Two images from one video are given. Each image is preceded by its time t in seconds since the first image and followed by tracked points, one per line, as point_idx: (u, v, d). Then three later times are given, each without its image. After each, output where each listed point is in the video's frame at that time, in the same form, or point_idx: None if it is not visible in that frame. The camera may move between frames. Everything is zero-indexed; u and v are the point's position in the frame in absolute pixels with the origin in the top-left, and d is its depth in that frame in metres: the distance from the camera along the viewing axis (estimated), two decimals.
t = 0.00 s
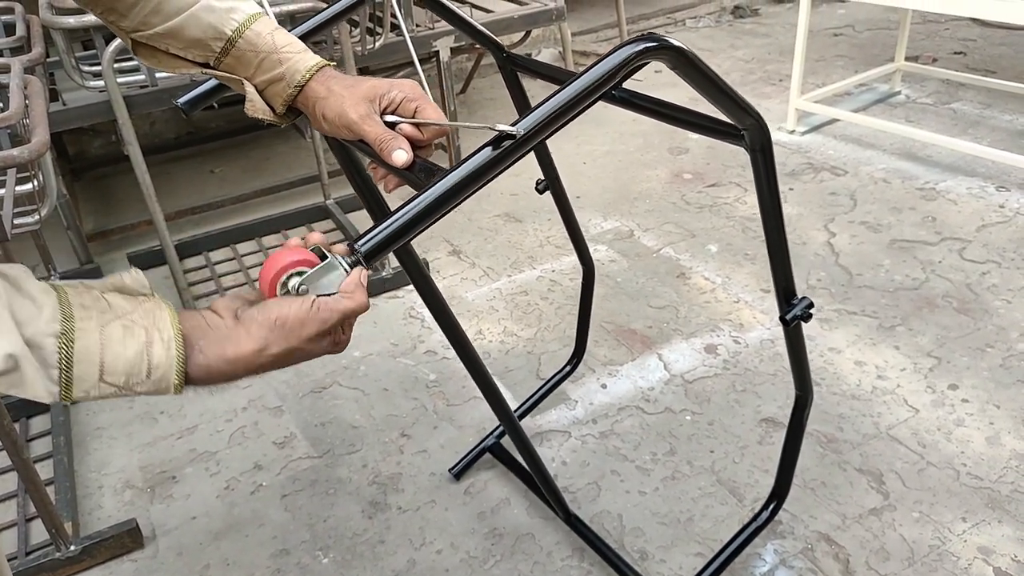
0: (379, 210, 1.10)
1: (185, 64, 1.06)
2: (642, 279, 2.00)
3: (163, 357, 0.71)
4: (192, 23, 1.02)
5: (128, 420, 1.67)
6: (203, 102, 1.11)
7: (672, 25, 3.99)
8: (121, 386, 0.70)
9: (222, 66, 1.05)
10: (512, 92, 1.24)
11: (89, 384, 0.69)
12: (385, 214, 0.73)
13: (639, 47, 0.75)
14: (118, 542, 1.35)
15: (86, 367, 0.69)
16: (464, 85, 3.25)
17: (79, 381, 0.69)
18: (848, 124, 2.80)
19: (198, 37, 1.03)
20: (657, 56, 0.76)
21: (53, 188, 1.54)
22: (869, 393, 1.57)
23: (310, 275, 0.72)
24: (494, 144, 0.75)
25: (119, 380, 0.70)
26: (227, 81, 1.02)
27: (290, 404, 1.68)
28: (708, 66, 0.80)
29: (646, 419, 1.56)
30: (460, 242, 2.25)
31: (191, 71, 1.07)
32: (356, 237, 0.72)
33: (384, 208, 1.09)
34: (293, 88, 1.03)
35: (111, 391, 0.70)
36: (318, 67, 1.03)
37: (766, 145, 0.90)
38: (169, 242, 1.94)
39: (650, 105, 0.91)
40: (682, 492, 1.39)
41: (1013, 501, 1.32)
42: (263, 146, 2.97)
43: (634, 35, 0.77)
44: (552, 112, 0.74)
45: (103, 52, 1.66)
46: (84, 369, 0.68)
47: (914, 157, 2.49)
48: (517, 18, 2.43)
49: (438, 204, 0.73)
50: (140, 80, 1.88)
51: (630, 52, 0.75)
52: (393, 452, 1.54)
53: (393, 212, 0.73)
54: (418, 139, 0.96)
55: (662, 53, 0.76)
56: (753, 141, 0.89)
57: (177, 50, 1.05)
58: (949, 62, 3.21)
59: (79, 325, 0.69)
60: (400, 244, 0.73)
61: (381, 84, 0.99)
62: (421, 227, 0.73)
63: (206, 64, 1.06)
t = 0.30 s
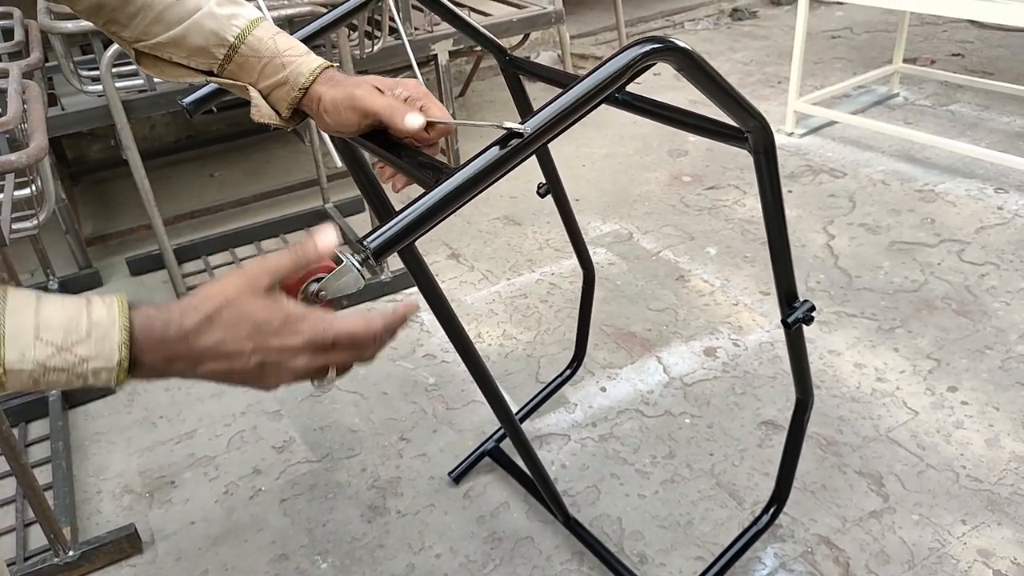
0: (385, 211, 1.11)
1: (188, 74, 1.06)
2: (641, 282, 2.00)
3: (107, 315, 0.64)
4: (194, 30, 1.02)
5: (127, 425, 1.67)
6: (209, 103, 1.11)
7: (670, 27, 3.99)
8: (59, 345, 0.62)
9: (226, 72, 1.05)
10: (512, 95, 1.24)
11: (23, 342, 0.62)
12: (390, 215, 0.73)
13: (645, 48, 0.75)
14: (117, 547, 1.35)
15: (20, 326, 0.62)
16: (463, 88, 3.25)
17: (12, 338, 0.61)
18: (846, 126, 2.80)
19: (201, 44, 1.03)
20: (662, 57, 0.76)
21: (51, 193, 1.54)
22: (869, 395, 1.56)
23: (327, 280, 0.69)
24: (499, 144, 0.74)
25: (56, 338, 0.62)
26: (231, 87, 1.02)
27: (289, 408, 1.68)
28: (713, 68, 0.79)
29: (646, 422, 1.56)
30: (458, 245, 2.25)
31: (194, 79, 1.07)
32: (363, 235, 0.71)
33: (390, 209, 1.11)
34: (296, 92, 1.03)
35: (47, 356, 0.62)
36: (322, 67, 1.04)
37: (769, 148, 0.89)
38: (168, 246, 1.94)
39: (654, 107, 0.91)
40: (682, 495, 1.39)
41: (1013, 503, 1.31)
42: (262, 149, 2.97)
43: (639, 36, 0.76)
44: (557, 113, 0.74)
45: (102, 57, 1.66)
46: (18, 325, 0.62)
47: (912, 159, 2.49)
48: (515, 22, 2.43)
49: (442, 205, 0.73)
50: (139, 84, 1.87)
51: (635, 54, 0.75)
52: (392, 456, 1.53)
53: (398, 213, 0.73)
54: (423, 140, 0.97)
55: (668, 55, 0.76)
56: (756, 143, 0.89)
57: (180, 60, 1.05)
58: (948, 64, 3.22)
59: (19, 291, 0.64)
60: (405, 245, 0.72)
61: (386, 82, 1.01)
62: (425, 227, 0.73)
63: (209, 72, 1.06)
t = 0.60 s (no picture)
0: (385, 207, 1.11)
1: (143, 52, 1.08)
2: (642, 279, 2.00)
3: (116, 272, 0.71)
4: (142, 8, 1.04)
5: (128, 420, 1.67)
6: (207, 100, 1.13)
7: (671, 24, 3.99)
8: (76, 302, 0.69)
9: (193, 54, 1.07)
10: (513, 91, 1.24)
11: (42, 301, 0.68)
12: (390, 209, 0.73)
13: (645, 43, 0.74)
14: (118, 542, 1.35)
15: (38, 286, 0.69)
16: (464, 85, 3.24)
17: (31, 298, 0.68)
18: (848, 123, 2.80)
19: (150, 22, 1.04)
20: (663, 53, 0.75)
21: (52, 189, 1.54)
22: (869, 393, 1.57)
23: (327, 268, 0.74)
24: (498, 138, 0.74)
25: (73, 296, 0.69)
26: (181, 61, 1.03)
27: (290, 404, 1.68)
28: (714, 64, 0.78)
29: (646, 419, 1.56)
30: (459, 242, 2.25)
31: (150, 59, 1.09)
32: (361, 230, 0.73)
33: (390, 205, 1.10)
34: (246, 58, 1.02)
35: (65, 313, 0.69)
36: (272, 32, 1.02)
37: (769, 144, 0.89)
38: (169, 242, 1.94)
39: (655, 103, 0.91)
40: (683, 492, 1.39)
41: (1013, 500, 1.32)
42: (262, 146, 2.97)
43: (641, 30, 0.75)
44: (558, 107, 0.73)
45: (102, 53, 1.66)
46: (35, 286, 0.68)
47: (914, 156, 2.49)
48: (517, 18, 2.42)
49: (441, 200, 0.72)
50: (139, 80, 1.90)
51: (634, 50, 0.74)
52: (393, 452, 1.54)
53: (397, 207, 0.73)
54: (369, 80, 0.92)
55: (668, 51, 0.75)
56: (757, 140, 0.88)
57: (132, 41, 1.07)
58: (949, 62, 3.21)
59: (30, 257, 0.70)
60: (404, 240, 0.73)
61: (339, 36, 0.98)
62: (424, 222, 0.73)
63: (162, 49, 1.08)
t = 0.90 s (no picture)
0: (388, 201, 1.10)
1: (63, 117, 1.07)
2: (645, 276, 2.00)
3: (117, 277, 0.72)
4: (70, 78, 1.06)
5: (131, 417, 1.67)
6: (219, 88, 1.11)
7: (674, 21, 3.98)
8: (78, 307, 0.69)
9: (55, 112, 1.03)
10: (516, 86, 1.23)
11: (43, 307, 0.68)
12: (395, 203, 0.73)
13: (651, 37, 0.73)
14: (121, 539, 1.35)
15: (39, 292, 0.69)
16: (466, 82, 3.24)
17: (32, 305, 0.68)
18: (851, 120, 2.79)
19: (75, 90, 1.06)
20: (668, 47, 0.74)
21: (55, 184, 1.54)
22: (873, 390, 1.56)
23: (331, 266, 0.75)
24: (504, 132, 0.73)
25: (75, 301, 0.69)
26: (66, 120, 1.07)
27: (292, 400, 1.68)
28: (720, 59, 0.78)
29: (649, 416, 1.56)
30: (461, 239, 2.25)
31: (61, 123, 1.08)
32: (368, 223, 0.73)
33: (393, 199, 1.10)
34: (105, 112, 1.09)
35: (66, 319, 0.69)
36: (112, 76, 1.12)
37: (775, 140, 0.88)
38: (172, 239, 1.94)
39: (661, 98, 0.91)
40: (686, 489, 1.39)
41: (1016, 497, 1.31)
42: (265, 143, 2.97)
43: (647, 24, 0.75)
44: (564, 101, 0.73)
45: (105, 49, 1.65)
46: (37, 292, 0.68)
47: (917, 153, 2.48)
48: (519, 15, 2.42)
49: (447, 194, 0.72)
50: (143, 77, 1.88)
51: (640, 44, 0.73)
52: (395, 449, 1.54)
53: (402, 201, 0.73)
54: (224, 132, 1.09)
55: (674, 45, 0.74)
56: (763, 136, 0.88)
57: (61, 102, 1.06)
58: (953, 58, 3.20)
59: (29, 262, 0.70)
60: (408, 234, 0.73)
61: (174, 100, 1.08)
62: (429, 216, 0.73)
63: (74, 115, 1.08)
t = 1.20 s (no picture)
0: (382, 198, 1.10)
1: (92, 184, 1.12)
2: (643, 273, 2.00)
3: (102, 276, 0.74)
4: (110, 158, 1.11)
5: (129, 414, 1.67)
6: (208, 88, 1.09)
7: (672, 18, 3.98)
8: (62, 307, 0.72)
9: (94, 193, 1.10)
10: (512, 82, 1.23)
11: (28, 307, 0.71)
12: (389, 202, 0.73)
13: (646, 34, 0.73)
14: (119, 535, 1.35)
15: (24, 291, 0.72)
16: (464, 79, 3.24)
17: (17, 304, 0.71)
18: (849, 117, 2.79)
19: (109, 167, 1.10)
20: (663, 44, 0.74)
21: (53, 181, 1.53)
22: (870, 387, 1.56)
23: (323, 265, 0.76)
24: (500, 130, 0.73)
25: (59, 300, 0.72)
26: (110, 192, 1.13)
27: (290, 397, 1.68)
28: (716, 56, 0.78)
29: (647, 413, 1.56)
30: (460, 236, 2.25)
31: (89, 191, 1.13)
32: (360, 223, 0.72)
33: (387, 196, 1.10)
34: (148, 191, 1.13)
35: (52, 318, 0.72)
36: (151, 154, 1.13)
37: (771, 137, 0.88)
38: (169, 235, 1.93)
39: (657, 95, 0.91)
40: (683, 486, 1.39)
41: (1013, 494, 1.32)
42: (262, 140, 2.96)
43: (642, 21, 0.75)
44: (559, 99, 0.72)
45: (102, 45, 1.65)
46: (22, 292, 0.71)
47: (916, 151, 2.48)
48: (518, 12, 2.41)
49: (442, 191, 0.72)
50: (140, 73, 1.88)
51: (635, 40, 0.73)
52: (393, 445, 1.54)
53: (396, 199, 0.72)
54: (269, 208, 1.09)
55: (669, 42, 0.74)
56: (758, 133, 0.88)
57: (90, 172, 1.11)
58: (951, 56, 3.20)
59: (15, 265, 0.73)
60: (403, 233, 0.72)
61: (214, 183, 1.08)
62: (424, 214, 0.72)
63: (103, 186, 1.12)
